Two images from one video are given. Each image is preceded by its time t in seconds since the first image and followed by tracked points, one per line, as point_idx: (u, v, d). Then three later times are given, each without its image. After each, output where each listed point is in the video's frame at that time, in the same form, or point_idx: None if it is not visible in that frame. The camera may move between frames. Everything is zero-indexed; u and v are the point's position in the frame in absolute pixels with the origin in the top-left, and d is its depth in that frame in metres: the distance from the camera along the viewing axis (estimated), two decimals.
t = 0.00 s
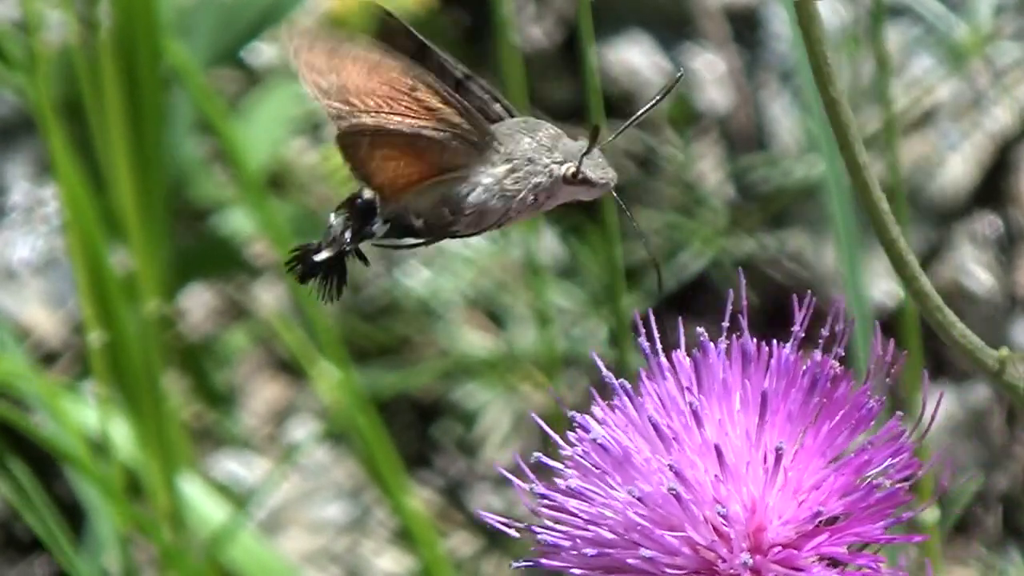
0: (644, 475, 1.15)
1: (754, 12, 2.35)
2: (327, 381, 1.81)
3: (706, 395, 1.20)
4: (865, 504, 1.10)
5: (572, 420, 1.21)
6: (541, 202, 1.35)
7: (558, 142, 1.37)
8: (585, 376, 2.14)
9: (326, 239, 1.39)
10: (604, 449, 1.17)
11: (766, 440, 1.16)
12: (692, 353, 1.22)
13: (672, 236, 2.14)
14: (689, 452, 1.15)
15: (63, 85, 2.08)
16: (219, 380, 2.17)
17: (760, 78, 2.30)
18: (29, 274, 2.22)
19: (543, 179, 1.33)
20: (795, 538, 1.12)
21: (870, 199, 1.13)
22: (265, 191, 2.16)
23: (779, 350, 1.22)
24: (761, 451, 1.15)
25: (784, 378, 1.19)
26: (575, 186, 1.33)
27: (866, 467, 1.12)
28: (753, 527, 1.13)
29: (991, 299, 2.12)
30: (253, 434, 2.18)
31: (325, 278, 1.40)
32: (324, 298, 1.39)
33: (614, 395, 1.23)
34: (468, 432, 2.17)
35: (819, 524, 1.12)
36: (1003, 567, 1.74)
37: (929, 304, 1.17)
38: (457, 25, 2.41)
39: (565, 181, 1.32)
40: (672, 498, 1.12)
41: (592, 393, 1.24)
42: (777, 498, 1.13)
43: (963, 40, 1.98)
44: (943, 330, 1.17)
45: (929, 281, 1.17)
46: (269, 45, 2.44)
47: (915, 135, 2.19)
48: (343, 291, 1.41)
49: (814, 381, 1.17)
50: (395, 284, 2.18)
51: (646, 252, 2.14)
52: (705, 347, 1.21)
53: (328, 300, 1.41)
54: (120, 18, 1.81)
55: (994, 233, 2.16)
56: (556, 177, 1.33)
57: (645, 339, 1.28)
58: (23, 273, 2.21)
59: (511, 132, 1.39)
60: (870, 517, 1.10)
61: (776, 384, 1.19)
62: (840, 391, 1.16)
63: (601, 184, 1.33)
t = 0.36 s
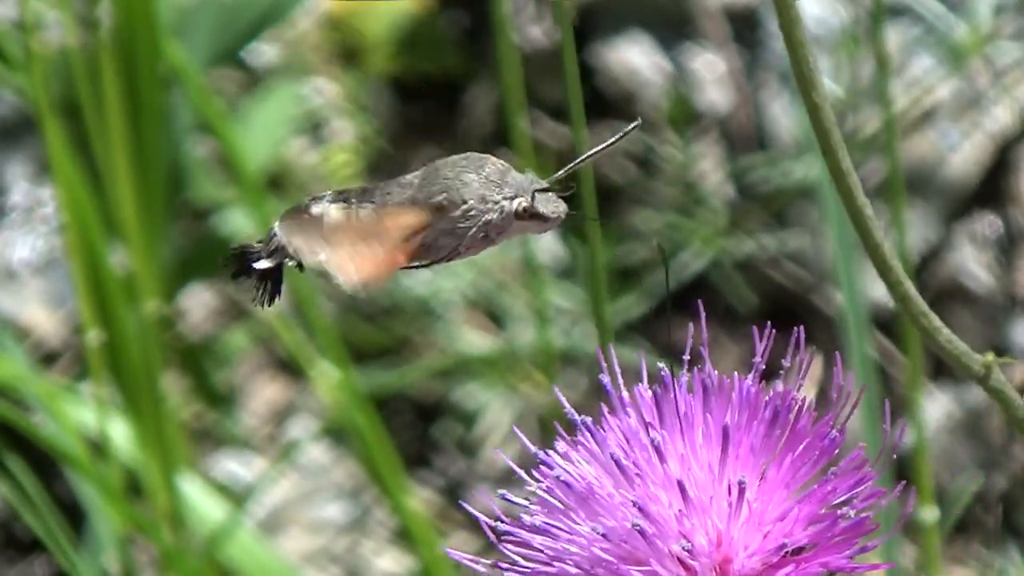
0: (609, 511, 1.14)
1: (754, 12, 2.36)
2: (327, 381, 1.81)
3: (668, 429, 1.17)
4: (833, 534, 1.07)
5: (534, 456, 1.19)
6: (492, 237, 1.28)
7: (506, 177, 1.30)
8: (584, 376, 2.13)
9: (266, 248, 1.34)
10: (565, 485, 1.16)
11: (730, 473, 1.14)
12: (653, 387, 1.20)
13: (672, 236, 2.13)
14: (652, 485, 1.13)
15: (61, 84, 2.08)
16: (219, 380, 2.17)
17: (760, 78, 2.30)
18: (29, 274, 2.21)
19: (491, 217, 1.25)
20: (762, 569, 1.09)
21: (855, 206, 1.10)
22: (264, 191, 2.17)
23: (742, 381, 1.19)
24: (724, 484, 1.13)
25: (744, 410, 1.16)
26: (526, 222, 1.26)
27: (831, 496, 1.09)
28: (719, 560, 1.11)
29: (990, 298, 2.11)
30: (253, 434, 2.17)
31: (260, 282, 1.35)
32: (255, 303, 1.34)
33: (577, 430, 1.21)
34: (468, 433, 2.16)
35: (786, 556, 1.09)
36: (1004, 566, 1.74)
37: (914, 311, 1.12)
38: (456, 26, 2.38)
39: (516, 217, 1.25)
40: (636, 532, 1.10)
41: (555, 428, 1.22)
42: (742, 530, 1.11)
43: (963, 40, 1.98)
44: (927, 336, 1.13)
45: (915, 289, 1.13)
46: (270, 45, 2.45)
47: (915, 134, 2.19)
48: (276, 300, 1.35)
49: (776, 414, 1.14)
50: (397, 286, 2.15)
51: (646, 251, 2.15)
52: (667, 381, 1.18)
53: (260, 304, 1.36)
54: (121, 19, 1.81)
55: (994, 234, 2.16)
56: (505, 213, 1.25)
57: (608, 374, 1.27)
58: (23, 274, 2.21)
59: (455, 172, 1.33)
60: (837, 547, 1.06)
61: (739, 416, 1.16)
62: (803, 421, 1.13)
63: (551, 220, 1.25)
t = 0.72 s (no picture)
0: (603, 508, 1.14)
1: (754, 13, 2.36)
2: (327, 381, 1.81)
3: (663, 428, 1.17)
4: (827, 531, 1.07)
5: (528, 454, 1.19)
6: (499, 233, 1.17)
7: (510, 169, 1.22)
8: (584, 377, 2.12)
9: (264, 242, 1.22)
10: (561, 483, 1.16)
11: (724, 471, 1.14)
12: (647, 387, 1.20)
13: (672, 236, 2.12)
14: (646, 483, 1.14)
15: (60, 84, 2.08)
16: (219, 380, 2.17)
17: (760, 78, 2.30)
18: (29, 274, 2.21)
19: (502, 211, 1.16)
20: (757, 566, 1.10)
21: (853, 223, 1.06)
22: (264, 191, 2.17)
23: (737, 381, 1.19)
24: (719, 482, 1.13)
25: (739, 410, 1.16)
26: (532, 218, 1.19)
27: (826, 493, 1.09)
28: (713, 557, 1.11)
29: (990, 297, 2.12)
30: (253, 434, 2.17)
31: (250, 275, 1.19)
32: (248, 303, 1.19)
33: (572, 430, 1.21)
34: (468, 433, 2.17)
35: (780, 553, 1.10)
36: (1003, 567, 1.74)
37: (912, 326, 1.10)
38: (457, 25, 2.44)
39: (524, 212, 1.18)
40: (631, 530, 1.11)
41: (550, 428, 1.22)
42: (737, 528, 1.11)
43: (963, 40, 1.98)
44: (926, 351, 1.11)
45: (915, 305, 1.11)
46: (270, 45, 2.44)
47: (916, 134, 2.19)
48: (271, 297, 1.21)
49: (769, 412, 1.15)
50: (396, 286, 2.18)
51: (645, 251, 2.13)
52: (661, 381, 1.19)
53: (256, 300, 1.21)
54: (122, 19, 1.81)
55: (995, 234, 2.16)
56: (514, 209, 1.17)
57: (603, 376, 1.27)
58: (23, 273, 2.20)
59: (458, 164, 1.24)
60: (833, 545, 1.07)
61: (733, 416, 1.16)
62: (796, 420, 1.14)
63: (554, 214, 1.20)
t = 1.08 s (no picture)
0: (634, 490, 1.16)
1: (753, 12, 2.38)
2: (327, 381, 1.81)
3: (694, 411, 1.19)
4: (855, 518, 1.07)
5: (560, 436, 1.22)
6: (539, 229, 1.36)
7: (548, 168, 1.38)
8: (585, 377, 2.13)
9: (309, 264, 1.39)
10: (592, 464, 1.18)
11: (755, 454, 1.15)
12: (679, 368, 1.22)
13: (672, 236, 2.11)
14: (677, 466, 1.15)
15: (61, 84, 2.09)
16: (219, 380, 2.17)
17: (761, 77, 2.30)
18: (29, 274, 2.22)
19: (543, 211, 1.34)
20: (787, 551, 1.11)
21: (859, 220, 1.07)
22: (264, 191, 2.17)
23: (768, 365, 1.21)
24: (750, 465, 1.15)
25: (771, 394, 1.17)
26: (572, 215, 1.37)
27: (856, 480, 1.09)
28: (744, 540, 1.12)
29: (989, 297, 2.13)
30: (253, 434, 2.17)
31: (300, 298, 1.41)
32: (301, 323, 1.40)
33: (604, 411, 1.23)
34: (468, 433, 2.17)
35: (810, 537, 1.10)
36: (1002, 566, 1.75)
37: (924, 337, 1.11)
38: (457, 26, 2.47)
39: (564, 210, 1.36)
40: (661, 511, 1.12)
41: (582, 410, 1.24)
42: (767, 511, 1.12)
43: (963, 40, 1.98)
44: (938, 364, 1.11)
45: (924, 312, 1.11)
46: (270, 45, 2.45)
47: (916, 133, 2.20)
48: (319, 315, 1.41)
49: (800, 397, 1.15)
50: (396, 285, 2.17)
51: (646, 251, 2.13)
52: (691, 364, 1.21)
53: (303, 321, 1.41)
54: (122, 19, 1.81)
55: (994, 233, 2.16)
56: (554, 207, 1.35)
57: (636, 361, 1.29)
58: (23, 273, 2.21)
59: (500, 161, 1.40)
60: (860, 531, 1.07)
61: (764, 400, 1.17)
62: (827, 405, 1.14)
63: (593, 212, 1.39)
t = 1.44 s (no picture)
0: (674, 486, 1.16)
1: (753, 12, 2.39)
2: (327, 380, 1.81)
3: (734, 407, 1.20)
4: (895, 516, 1.10)
5: (599, 430, 1.23)
6: (607, 195, 1.24)
7: (615, 132, 1.27)
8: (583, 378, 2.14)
9: (376, 224, 1.26)
10: (632, 459, 1.19)
11: (797, 451, 1.17)
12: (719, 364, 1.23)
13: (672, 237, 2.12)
14: (719, 463, 1.16)
15: (60, 84, 2.09)
16: (219, 380, 2.17)
17: (760, 77, 2.32)
18: (29, 273, 2.22)
19: (611, 174, 1.22)
20: (827, 549, 1.13)
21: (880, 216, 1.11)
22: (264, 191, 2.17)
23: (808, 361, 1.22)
24: (791, 462, 1.16)
25: (812, 389, 1.18)
26: (639, 180, 1.25)
27: (896, 479, 1.12)
28: (783, 537, 1.14)
29: (988, 297, 2.12)
30: (254, 433, 2.17)
31: (366, 257, 1.29)
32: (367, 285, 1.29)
33: (643, 406, 1.24)
34: (468, 433, 2.18)
35: (851, 536, 1.12)
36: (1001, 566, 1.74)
37: (944, 333, 1.15)
38: (457, 26, 2.45)
39: (632, 174, 1.23)
40: (703, 508, 1.13)
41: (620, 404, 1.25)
42: (808, 509, 1.14)
43: (963, 41, 1.99)
44: (959, 360, 1.15)
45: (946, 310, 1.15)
46: (269, 45, 2.45)
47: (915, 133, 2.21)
48: (387, 276, 1.31)
49: (842, 395, 1.17)
50: (396, 285, 2.18)
51: (646, 251, 2.12)
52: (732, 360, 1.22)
53: (371, 283, 1.31)
54: (119, 18, 1.80)
55: (994, 233, 2.16)
56: (622, 171, 1.23)
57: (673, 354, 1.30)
58: (23, 273, 2.21)
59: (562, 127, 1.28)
60: (900, 529, 1.10)
61: (805, 396, 1.18)
62: (868, 403, 1.16)
63: (662, 176, 1.26)
